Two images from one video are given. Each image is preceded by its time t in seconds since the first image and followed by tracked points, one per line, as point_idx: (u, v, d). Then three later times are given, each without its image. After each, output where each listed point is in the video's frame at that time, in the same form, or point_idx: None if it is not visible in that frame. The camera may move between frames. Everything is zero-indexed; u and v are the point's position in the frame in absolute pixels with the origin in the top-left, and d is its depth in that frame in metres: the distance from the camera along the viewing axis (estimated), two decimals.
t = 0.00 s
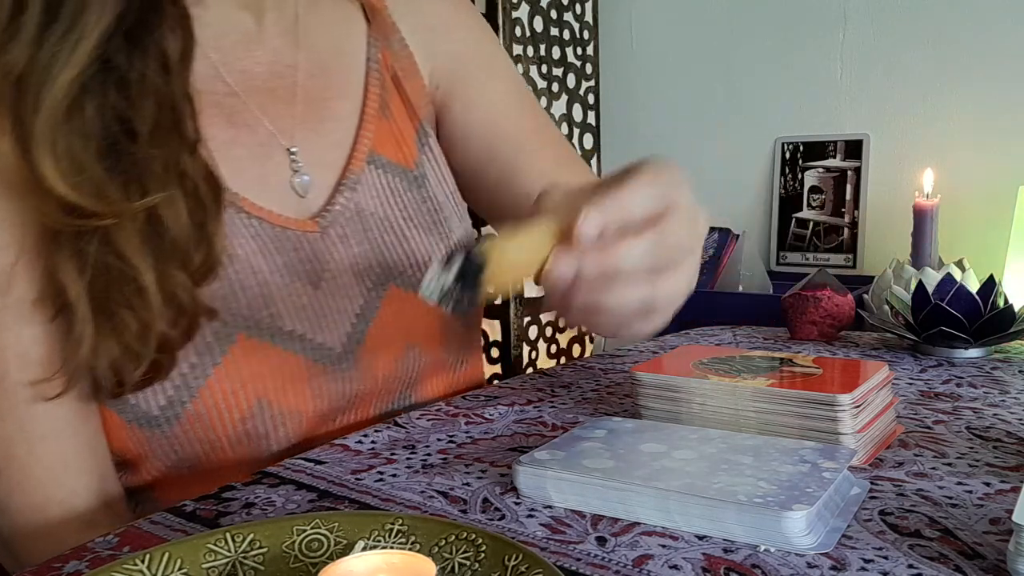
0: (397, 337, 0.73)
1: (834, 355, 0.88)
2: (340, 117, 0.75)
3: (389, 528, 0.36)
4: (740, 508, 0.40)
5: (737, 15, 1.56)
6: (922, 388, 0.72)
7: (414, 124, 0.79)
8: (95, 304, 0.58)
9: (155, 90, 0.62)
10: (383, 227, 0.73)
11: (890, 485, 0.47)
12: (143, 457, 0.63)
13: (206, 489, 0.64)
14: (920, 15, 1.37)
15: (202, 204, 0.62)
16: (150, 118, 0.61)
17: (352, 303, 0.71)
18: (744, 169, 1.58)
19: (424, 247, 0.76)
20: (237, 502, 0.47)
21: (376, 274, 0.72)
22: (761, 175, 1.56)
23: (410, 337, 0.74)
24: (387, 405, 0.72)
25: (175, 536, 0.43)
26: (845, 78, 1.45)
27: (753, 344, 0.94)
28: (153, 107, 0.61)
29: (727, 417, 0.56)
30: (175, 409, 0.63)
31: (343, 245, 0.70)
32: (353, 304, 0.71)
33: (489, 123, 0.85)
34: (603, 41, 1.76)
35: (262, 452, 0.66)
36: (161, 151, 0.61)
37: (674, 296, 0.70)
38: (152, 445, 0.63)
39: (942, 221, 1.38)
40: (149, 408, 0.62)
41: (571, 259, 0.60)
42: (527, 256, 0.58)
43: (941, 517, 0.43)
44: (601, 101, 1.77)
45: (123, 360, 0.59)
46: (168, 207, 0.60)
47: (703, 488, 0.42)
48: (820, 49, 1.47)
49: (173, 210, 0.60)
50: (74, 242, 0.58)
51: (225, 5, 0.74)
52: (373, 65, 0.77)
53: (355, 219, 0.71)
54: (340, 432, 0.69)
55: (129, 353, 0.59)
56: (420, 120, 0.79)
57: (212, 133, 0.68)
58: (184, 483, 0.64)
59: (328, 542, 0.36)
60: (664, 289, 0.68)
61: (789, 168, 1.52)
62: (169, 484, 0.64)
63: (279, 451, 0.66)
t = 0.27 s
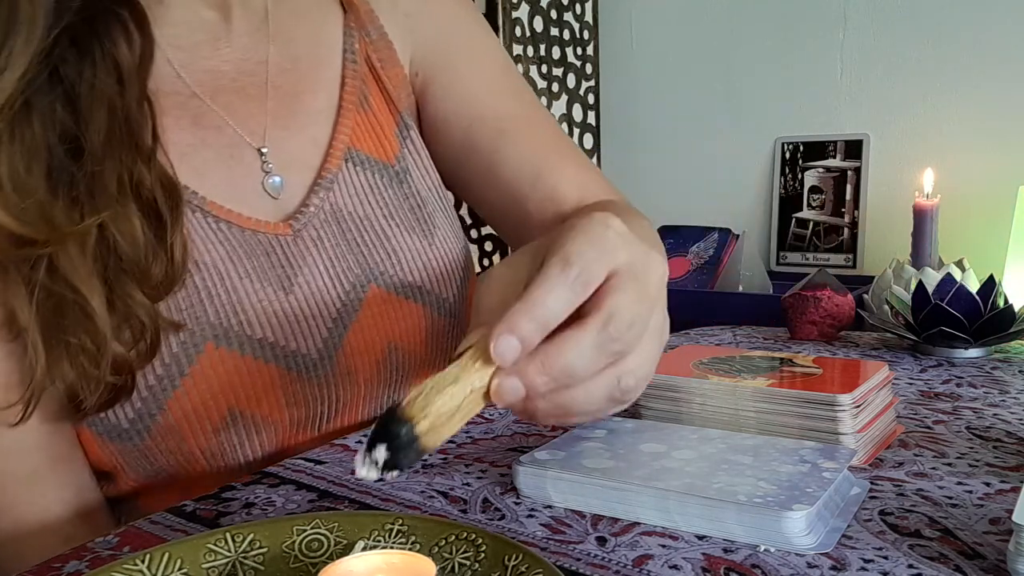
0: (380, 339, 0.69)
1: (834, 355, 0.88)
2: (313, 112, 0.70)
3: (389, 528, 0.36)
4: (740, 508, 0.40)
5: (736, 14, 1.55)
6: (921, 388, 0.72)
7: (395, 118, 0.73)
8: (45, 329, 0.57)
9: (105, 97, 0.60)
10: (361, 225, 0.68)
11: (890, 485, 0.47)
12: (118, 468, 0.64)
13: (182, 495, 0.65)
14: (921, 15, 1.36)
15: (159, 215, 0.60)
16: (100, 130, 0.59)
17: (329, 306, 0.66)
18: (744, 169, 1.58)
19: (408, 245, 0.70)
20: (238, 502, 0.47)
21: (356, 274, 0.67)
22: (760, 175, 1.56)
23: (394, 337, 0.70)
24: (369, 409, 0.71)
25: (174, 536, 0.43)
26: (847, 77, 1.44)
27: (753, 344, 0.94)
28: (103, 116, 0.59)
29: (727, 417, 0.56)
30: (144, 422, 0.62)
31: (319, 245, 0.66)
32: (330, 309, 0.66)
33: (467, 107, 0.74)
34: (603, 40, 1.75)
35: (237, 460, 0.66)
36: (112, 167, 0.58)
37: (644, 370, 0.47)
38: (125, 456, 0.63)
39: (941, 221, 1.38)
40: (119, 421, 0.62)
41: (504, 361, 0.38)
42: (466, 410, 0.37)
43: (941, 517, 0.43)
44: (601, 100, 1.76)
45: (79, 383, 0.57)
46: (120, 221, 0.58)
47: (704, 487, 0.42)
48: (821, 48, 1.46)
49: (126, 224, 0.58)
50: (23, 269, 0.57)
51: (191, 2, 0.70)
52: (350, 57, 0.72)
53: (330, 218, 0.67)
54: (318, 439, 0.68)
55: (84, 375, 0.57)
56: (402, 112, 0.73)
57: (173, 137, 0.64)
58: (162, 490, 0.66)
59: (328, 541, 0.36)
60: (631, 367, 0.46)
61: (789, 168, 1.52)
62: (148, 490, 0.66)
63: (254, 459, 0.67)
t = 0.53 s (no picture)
0: (373, 343, 0.69)
1: (834, 355, 0.89)
2: (296, 114, 0.70)
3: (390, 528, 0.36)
4: (740, 508, 0.40)
5: (736, 14, 1.55)
6: (922, 388, 0.72)
7: (382, 114, 0.72)
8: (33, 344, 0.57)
9: (86, 108, 0.60)
10: (352, 229, 0.68)
11: (890, 485, 0.47)
12: (113, 479, 0.65)
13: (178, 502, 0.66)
14: (920, 16, 1.36)
15: (145, 224, 0.60)
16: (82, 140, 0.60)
17: (321, 311, 0.66)
18: (744, 169, 1.58)
19: (399, 246, 0.70)
20: (238, 502, 0.47)
21: (348, 278, 0.67)
22: (760, 175, 1.56)
23: (388, 339, 0.69)
24: (366, 411, 0.71)
25: (174, 536, 0.43)
26: (847, 78, 1.44)
27: (753, 344, 0.94)
28: (84, 127, 0.60)
29: (728, 417, 0.56)
30: (136, 434, 0.62)
31: (309, 250, 0.66)
32: (322, 313, 0.66)
33: (455, 103, 0.73)
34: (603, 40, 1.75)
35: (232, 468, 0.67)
36: (99, 176, 0.59)
37: (646, 395, 0.41)
38: (120, 467, 0.64)
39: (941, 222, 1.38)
40: (110, 433, 0.62)
41: (501, 412, 0.33)
42: (467, 465, 0.33)
43: (941, 517, 0.43)
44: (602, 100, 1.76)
45: (70, 399, 0.58)
46: (105, 233, 0.58)
47: (704, 487, 0.42)
48: (821, 49, 1.46)
49: (112, 238, 0.59)
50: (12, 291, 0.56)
51: (173, 5, 0.70)
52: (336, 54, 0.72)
53: (321, 223, 0.67)
54: (314, 442, 0.69)
55: (76, 389, 0.58)
56: (390, 108, 0.73)
57: (157, 144, 0.65)
58: (159, 498, 0.66)
59: (328, 542, 0.36)
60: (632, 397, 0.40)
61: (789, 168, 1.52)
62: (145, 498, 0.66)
63: (249, 466, 0.67)
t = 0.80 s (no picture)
0: (371, 345, 0.68)
1: (834, 354, 0.89)
2: (295, 116, 0.70)
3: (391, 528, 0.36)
4: (740, 508, 0.40)
5: (736, 14, 1.55)
6: (922, 388, 0.72)
7: (381, 115, 0.72)
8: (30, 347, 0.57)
9: (82, 109, 0.61)
10: (350, 231, 0.68)
11: (890, 485, 0.47)
12: (111, 480, 0.65)
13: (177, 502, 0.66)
14: (920, 15, 1.36)
15: (141, 225, 0.60)
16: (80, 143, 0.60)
17: (319, 313, 0.66)
18: (744, 169, 1.58)
19: (397, 246, 0.70)
20: (237, 502, 0.47)
21: (346, 280, 0.67)
22: (760, 175, 1.56)
23: (386, 341, 0.69)
24: (364, 411, 0.71)
25: (174, 536, 0.43)
26: (847, 78, 1.44)
27: (753, 344, 0.94)
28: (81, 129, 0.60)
29: (727, 416, 0.56)
30: (134, 435, 0.62)
31: (307, 251, 0.66)
32: (320, 316, 0.66)
33: (454, 105, 0.73)
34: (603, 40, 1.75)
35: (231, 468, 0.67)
36: (94, 177, 0.59)
37: (648, 417, 0.38)
38: (119, 468, 0.64)
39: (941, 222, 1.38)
40: (109, 435, 0.62)
41: (499, 445, 0.32)
42: (468, 492, 0.32)
43: (941, 517, 0.43)
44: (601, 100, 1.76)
45: (67, 401, 0.58)
46: (101, 235, 0.58)
47: (704, 488, 0.42)
48: (821, 49, 1.46)
49: (110, 240, 0.59)
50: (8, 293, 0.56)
51: (171, 6, 0.70)
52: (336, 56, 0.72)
53: (319, 225, 0.67)
54: (313, 443, 0.69)
55: (73, 391, 0.57)
56: (388, 109, 0.73)
57: (155, 145, 0.65)
58: (158, 499, 0.66)
59: (328, 542, 0.36)
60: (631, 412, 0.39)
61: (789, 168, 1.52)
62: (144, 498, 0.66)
63: (248, 467, 0.67)
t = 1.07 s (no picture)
0: (375, 344, 0.68)
1: (834, 354, 0.89)
2: (301, 116, 0.70)
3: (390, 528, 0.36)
4: (740, 508, 0.40)
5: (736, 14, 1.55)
6: (922, 388, 0.72)
7: (384, 115, 0.72)
8: (35, 345, 0.57)
9: (88, 108, 0.61)
10: (354, 230, 0.68)
11: (890, 485, 0.47)
12: (115, 478, 0.65)
13: (180, 500, 0.66)
14: (920, 15, 1.36)
15: (147, 224, 0.60)
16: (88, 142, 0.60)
17: (322, 313, 0.66)
18: (743, 169, 1.58)
19: (400, 246, 0.70)
20: (237, 502, 0.47)
21: (350, 279, 0.67)
22: (760, 175, 1.56)
23: (389, 341, 0.69)
24: (366, 411, 0.71)
25: (174, 536, 0.43)
26: (847, 78, 1.44)
27: (753, 344, 0.94)
28: (88, 127, 0.60)
29: (727, 416, 0.56)
30: (138, 433, 0.62)
31: (311, 251, 0.66)
32: (323, 315, 0.66)
33: (456, 106, 0.73)
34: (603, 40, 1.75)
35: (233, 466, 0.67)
36: (101, 176, 0.59)
37: (648, 412, 0.38)
38: (122, 466, 0.64)
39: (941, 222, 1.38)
40: (113, 432, 0.62)
41: (497, 446, 0.32)
42: (473, 497, 0.32)
43: (941, 517, 0.43)
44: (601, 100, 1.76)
45: (71, 398, 0.58)
46: (108, 234, 0.58)
47: (704, 488, 0.42)
48: (821, 49, 1.46)
49: (116, 238, 0.59)
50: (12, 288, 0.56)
51: (176, 6, 0.70)
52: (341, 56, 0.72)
53: (322, 224, 0.67)
54: (316, 442, 0.69)
55: (78, 388, 0.57)
56: (392, 110, 0.73)
57: (159, 144, 0.65)
58: (161, 497, 0.66)
59: (328, 542, 0.36)
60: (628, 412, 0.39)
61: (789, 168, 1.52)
62: (147, 496, 0.67)
63: (250, 465, 0.68)
